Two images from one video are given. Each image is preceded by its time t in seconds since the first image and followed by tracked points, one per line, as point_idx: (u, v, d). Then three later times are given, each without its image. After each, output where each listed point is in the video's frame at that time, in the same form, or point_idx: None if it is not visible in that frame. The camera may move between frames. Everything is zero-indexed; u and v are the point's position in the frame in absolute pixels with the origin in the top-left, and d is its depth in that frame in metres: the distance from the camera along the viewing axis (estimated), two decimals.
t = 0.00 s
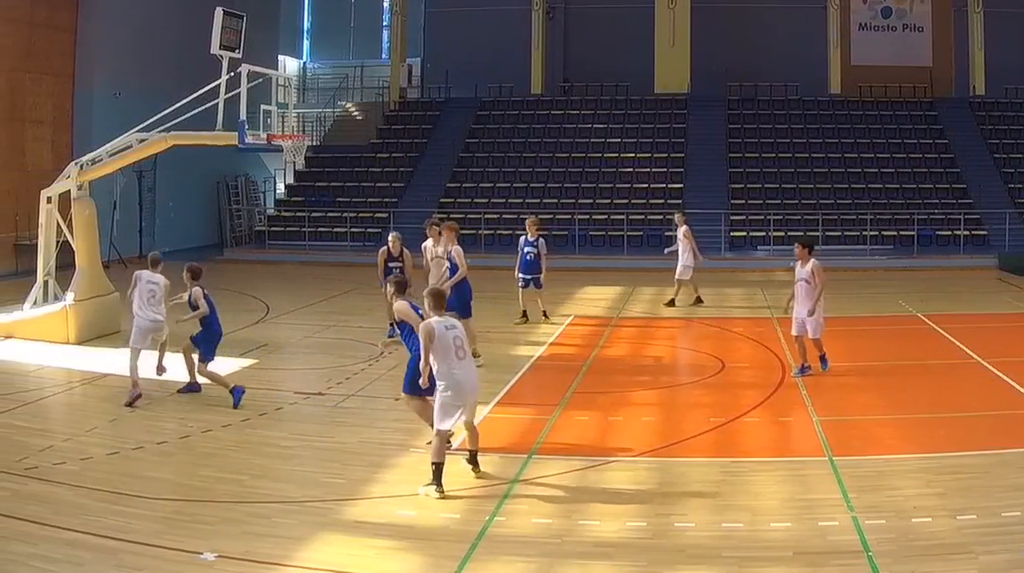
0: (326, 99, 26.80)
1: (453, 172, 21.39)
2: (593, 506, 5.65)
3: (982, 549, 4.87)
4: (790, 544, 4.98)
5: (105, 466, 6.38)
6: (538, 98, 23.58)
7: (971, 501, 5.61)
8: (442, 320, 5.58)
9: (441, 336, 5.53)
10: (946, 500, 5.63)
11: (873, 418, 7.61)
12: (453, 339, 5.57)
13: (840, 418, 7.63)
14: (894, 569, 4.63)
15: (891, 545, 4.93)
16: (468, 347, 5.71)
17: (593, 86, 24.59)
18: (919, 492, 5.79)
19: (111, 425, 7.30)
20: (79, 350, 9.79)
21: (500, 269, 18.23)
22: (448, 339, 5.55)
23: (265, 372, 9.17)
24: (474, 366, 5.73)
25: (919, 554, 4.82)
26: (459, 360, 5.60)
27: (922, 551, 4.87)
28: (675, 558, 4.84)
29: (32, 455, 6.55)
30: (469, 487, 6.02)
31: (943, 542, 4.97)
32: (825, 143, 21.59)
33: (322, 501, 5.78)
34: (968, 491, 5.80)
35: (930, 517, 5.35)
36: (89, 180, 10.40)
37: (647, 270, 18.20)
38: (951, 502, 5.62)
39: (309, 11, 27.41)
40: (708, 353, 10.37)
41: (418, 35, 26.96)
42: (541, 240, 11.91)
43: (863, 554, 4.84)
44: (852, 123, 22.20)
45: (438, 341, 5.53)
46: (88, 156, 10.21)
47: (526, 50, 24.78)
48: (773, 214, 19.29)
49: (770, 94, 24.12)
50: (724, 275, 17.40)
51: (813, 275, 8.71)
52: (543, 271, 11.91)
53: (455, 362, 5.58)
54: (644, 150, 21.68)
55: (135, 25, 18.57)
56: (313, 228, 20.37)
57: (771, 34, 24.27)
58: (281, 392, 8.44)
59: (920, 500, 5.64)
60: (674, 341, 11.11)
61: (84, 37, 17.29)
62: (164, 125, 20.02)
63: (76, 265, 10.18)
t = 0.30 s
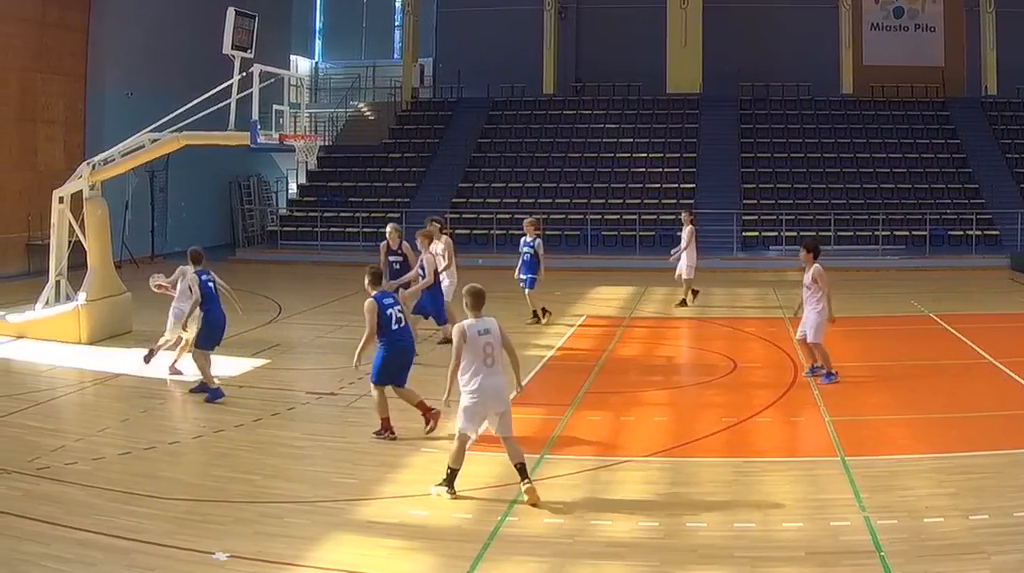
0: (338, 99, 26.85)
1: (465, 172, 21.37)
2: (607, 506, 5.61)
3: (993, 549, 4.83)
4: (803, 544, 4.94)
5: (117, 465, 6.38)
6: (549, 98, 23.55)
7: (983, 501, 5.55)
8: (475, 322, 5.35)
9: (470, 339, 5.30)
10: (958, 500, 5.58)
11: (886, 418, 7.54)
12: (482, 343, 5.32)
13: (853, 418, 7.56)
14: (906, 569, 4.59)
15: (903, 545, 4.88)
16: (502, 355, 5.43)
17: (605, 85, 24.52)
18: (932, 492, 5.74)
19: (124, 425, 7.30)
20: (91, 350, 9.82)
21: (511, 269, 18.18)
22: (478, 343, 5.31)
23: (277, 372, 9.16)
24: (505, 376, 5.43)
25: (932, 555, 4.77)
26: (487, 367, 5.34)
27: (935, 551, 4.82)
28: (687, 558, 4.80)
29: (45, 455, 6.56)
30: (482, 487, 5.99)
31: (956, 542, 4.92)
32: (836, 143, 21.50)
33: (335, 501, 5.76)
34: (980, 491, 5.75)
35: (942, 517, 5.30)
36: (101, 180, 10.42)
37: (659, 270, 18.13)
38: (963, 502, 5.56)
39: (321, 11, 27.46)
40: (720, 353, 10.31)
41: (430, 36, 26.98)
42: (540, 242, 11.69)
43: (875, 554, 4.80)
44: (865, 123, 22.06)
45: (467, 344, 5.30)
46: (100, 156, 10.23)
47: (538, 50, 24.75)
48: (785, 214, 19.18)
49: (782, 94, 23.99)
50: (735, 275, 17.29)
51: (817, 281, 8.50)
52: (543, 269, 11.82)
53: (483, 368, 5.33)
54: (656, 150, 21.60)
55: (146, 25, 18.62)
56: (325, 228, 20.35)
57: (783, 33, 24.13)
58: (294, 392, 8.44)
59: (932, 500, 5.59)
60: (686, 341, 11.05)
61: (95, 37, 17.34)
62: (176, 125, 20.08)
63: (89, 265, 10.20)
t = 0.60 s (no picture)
0: (350, 99, 26.88)
1: (477, 172, 21.35)
2: (619, 506, 5.57)
3: (1007, 549, 4.78)
4: (815, 544, 4.90)
5: (129, 466, 6.39)
6: (561, 98, 23.51)
7: (996, 501, 5.50)
8: (523, 321, 5.29)
9: (511, 335, 5.27)
10: (970, 500, 5.53)
11: (898, 418, 7.47)
12: (520, 343, 5.25)
13: (866, 418, 7.50)
14: (918, 569, 4.54)
15: (915, 545, 4.84)
16: (543, 360, 5.25)
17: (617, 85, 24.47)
18: (944, 492, 5.69)
19: (136, 425, 7.31)
20: (103, 350, 9.85)
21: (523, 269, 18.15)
22: (515, 342, 5.26)
23: (289, 372, 9.17)
24: (541, 381, 5.25)
25: (945, 555, 4.72)
26: (519, 366, 5.24)
27: (948, 551, 4.78)
28: (699, 558, 4.76)
29: (57, 455, 6.58)
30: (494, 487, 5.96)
31: (968, 542, 4.87)
32: (848, 143, 21.41)
33: (347, 501, 5.74)
34: (994, 491, 5.69)
35: (955, 517, 5.25)
36: (113, 180, 10.44)
37: (671, 270, 18.06)
38: (976, 501, 5.51)
39: (334, 11, 27.52)
40: (733, 353, 10.25)
41: (442, 36, 26.98)
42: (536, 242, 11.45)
43: (886, 554, 4.76)
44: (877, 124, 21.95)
45: (508, 340, 5.28)
46: (112, 156, 10.25)
47: (551, 50, 24.73)
48: (798, 214, 19.10)
49: (794, 94, 23.88)
50: (748, 275, 17.21)
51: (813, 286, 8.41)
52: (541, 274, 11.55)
53: (516, 368, 5.25)
54: (668, 150, 21.53)
55: (158, 25, 18.69)
56: (337, 228, 20.38)
57: (795, 34, 24.01)
58: (306, 392, 8.44)
59: (945, 499, 5.54)
60: (698, 341, 10.99)
61: (107, 37, 17.40)
62: (188, 124, 20.15)
63: (101, 265, 10.24)
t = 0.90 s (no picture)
0: (362, 99, 26.91)
1: (489, 172, 21.34)
2: (631, 506, 5.53)
3: (1019, 549, 4.73)
4: (827, 544, 4.85)
5: (141, 466, 6.39)
6: (573, 98, 23.45)
7: (1008, 501, 5.44)
8: (554, 321, 5.28)
9: (539, 335, 5.30)
10: (982, 500, 5.47)
11: (911, 418, 7.40)
12: (545, 342, 5.26)
13: (878, 418, 7.43)
14: (930, 569, 4.50)
15: (927, 545, 4.78)
16: (566, 362, 5.21)
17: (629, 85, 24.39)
18: (956, 492, 5.63)
19: (147, 425, 7.32)
20: (115, 350, 9.87)
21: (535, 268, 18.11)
22: (542, 341, 5.27)
23: (301, 372, 9.17)
24: (561, 383, 5.22)
25: (957, 556, 4.67)
26: (543, 366, 5.26)
27: (960, 551, 4.73)
28: (711, 558, 4.72)
29: (69, 455, 6.58)
30: (506, 487, 5.93)
31: (980, 542, 4.82)
32: (860, 143, 21.31)
33: (358, 501, 5.72)
34: (1006, 491, 5.63)
35: (968, 517, 5.19)
36: (125, 180, 10.47)
37: (684, 269, 17.99)
38: (988, 502, 5.45)
39: (346, 11, 27.55)
40: (745, 354, 10.19)
41: (454, 36, 26.97)
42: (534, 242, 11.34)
43: (898, 554, 4.71)
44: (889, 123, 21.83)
45: (537, 339, 5.32)
46: (125, 156, 10.28)
47: (562, 50, 24.68)
48: (810, 213, 19.01)
49: (806, 94, 23.76)
50: (761, 275, 17.13)
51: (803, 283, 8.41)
52: (537, 275, 11.44)
53: (541, 367, 5.28)
54: (680, 150, 21.46)
55: (171, 25, 18.75)
56: (349, 229, 20.40)
57: (807, 33, 23.87)
58: (317, 392, 8.43)
59: (956, 500, 5.48)
60: (710, 341, 10.93)
61: (120, 37, 17.46)
62: (200, 124, 20.20)
63: (113, 265, 10.27)
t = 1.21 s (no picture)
0: (374, 99, 26.94)
1: (501, 172, 21.32)
2: (645, 507, 5.48)
3: None
4: (839, 544, 4.80)
5: (153, 465, 6.39)
6: (585, 98, 23.39)
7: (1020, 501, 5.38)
8: (575, 319, 5.30)
9: (566, 333, 5.29)
10: (994, 500, 5.41)
11: (922, 417, 7.33)
12: (576, 339, 5.26)
13: (891, 418, 7.36)
14: (943, 569, 4.44)
15: (939, 546, 4.73)
16: (597, 356, 5.27)
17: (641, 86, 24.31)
18: (967, 492, 5.57)
19: (160, 425, 7.33)
20: (128, 350, 9.90)
21: (547, 267, 18.09)
22: (571, 338, 5.27)
23: (313, 372, 9.16)
24: (597, 377, 5.27)
25: (968, 556, 4.63)
26: (575, 365, 5.26)
27: (972, 551, 4.68)
28: (723, 558, 4.67)
29: (81, 455, 6.59)
30: (519, 487, 5.90)
31: (992, 542, 4.77)
32: (871, 143, 21.19)
33: (370, 501, 5.71)
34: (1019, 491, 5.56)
35: (980, 517, 5.14)
36: (137, 180, 10.49)
37: (697, 269, 17.92)
38: (1000, 502, 5.39)
39: (358, 11, 27.57)
40: (756, 354, 10.12)
41: (466, 36, 26.96)
42: (537, 243, 11.30)
43: (910, 554, 4.66)
44: (900, 124, 21.70)
45: (564, 337, 5.30)
46: (137, 156, 10.30)
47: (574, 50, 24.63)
48: (822, 213, 18.92)
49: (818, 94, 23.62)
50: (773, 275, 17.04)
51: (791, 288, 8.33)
52: (540, 276, 11.37)
53: (574, 364, 5.27)
54: (692, 150, 21.39)
55: (182, 26, 18.82)
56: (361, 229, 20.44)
57: (819, 34, 23.73)
58: (330, 392, 8.42)
59: (968, 499, 5.42)
60: (723, 341, 10.87)
61: (131, 37, 17.52)
62: (212, 124, 20.26)
63: (125, 265, 10.29)
